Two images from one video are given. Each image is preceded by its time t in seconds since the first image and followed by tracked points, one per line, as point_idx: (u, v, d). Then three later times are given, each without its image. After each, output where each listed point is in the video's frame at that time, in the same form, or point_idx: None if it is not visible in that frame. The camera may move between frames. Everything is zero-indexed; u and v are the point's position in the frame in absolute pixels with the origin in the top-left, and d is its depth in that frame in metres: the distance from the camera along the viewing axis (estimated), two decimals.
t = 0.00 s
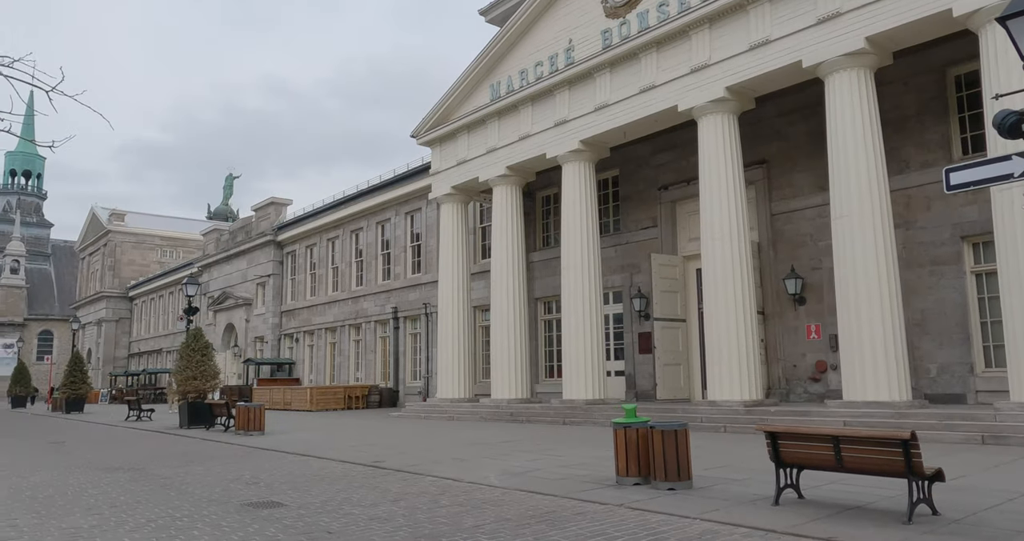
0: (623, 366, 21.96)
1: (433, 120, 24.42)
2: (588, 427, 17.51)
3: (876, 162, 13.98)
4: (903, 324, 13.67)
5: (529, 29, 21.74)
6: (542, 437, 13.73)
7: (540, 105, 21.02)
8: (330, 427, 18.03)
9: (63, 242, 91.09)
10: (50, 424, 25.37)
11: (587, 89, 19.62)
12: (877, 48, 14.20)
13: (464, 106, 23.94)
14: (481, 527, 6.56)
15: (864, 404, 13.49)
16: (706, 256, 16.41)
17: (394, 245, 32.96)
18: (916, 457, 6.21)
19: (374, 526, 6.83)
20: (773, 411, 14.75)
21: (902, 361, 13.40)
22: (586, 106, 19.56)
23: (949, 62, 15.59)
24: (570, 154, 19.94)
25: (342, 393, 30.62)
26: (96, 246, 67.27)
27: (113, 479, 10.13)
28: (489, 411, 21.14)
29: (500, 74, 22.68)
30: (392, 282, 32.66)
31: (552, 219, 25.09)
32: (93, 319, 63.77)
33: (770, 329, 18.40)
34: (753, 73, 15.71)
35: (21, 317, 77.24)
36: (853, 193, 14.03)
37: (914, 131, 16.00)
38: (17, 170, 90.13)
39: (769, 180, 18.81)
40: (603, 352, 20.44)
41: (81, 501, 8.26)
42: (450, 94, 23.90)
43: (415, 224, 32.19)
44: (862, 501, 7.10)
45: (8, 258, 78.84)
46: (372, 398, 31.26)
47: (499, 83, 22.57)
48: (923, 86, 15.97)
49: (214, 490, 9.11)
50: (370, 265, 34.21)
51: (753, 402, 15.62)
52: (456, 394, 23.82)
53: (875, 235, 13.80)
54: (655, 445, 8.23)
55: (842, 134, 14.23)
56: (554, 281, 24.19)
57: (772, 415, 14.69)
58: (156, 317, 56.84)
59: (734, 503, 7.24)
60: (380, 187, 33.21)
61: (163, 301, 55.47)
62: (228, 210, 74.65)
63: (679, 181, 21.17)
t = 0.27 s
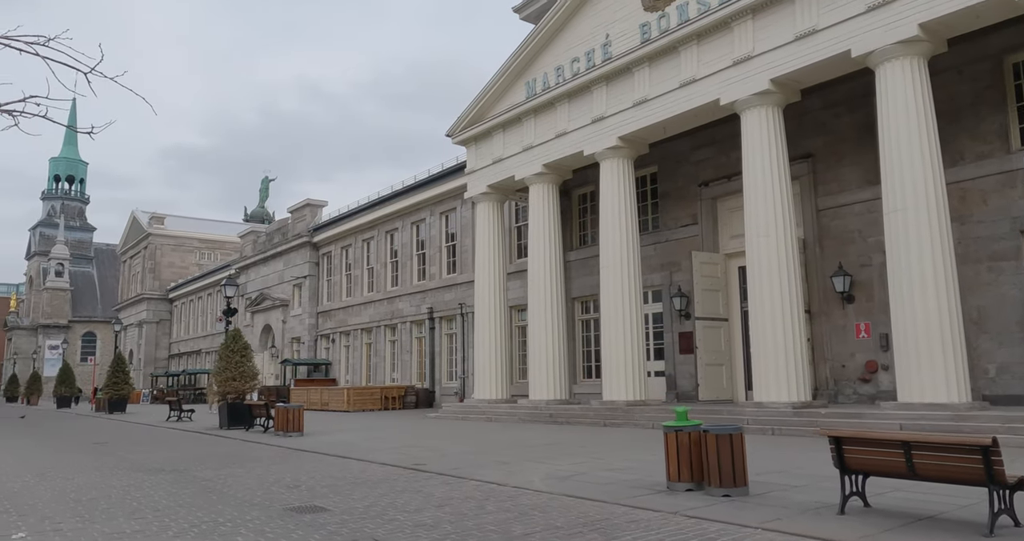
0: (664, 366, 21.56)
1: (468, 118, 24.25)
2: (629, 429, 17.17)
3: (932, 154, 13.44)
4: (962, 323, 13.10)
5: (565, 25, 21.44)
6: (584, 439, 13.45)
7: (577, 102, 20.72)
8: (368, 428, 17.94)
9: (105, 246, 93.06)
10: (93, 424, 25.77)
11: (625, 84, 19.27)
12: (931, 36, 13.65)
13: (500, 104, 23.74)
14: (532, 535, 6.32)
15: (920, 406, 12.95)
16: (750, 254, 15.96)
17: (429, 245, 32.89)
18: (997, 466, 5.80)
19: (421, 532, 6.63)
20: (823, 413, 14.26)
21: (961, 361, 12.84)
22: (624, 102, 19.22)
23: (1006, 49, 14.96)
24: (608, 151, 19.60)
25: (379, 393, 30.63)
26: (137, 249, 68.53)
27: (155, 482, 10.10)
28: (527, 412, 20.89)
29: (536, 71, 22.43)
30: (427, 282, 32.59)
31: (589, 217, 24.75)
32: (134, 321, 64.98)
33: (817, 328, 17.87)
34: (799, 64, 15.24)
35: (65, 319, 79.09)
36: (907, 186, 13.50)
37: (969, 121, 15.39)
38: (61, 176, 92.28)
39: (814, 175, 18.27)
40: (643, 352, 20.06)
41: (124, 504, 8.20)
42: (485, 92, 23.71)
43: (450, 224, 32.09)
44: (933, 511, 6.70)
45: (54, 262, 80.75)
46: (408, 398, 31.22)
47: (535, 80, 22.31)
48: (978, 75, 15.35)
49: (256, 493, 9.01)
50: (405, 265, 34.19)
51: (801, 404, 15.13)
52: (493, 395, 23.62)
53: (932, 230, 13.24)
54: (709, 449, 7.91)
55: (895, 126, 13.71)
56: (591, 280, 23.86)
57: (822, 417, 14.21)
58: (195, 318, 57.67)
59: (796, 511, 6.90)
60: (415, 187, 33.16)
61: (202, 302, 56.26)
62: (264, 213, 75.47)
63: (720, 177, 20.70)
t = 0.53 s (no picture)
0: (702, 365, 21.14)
1: (501, 115, 24.06)
2: (669, 429, 16.81)
3: (987, 143, 12.91)
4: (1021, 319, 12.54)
5: (599, 19, 21.14)
6: (625, 440, 13.16)
7: (612, 97, 20.41)
8: (404, 428, 17.81)
9: (142, 249, 94.63)
10: (132, 424, 26.05)
11: (662, 78, 18.92)
12: (985, 20, 13.13)
13: (532, 101, 23.51)
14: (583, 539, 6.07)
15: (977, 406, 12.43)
16: (794, 250, 15.51)
17: (461, 244, 32.77)
18: None
19: (467, 535, 6.42)
20: (873, 413, 13.78)
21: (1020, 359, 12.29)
22: (661, 96, 18.87)
23: None
24: (645, 147, 19.26)
25: (413, 393, 30.57)
26: (173, 251, 69.52)
27: (196, 481, 10.04)
28: (564, 412, 20.61)
29: (569, 66, 22.16)
30: (460, 281, 32.47)
31: (624, 214, 24.39)
32: (171, 322, 65.95)
33: (863, 326, 17.34)
34: (844, 53, 14.77)
35: (104, 321, 80.62)
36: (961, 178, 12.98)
37: None
38: (99, 180, 94.01)
39: (859, 168, 17.74)
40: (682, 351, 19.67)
41: (165, 505, 8.12)
42: (518, 89, 23.50)
43: (482, 223, 31.93)
44: (1009, 517, 6.32)
45: (93, 264, 82.37)
46: (442, 398, 31.12)
47: (568, 75, 22.04)
48: None
49: (296, 494, 8.89)
50: (438, 265, 34.12)
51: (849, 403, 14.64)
52: (528, 395, 23.38)
53: (988, 222, 12.71)
54: (762, 451, 7.60)
55: (949, 115, 13.19)
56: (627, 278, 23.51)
57: (872, 418, 13.73)
58: (230, 319, 58.31)
59: (859, 516, 6.56)
60: (447, 186, 33.07)
61: (237, 303, 56.87)
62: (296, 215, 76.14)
63: (759, 172, 20.22)
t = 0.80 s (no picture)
0: (738, 365, 20.70)
1: (530, 113, 23.85)
2: (706, 431, 16.42)
3: None
4: None
5: (630, 13, 20.82)
6: (662, 443, 12.84)
7: (644, 92, 20.07)
8: (436, 430, 17.64)
9: (173, 250, 95.85)
10: (165, 424, 26.22)
11: (696, 72, 18.55)
12: None
13: (562, 98, 23.26)
14: None
15: None
16: (835, 247, 15.05)
17: (490, 244, 32.57)
18: None
19: None
20: (921, 414, 13.29)
21: None
22: (695, 90, 18.51)
23: None
24: (679, 142, 18.89)
25: (442, 394, 30.44)
26: (203, 253, 70.26)
27: (229, 484, 9.92)
28: (596, 413, 20.27)
29: (600, 62, 21.87)
30: (489, 281, 32.27)
31: (656, 212, 24.01)
32: (202, 323, 66.66)
33: (907, 324, 16.82)
34: (887, 42, 14.30)
35: (137, 322, 81.80)
36: (1013, 169, 12.45)
37: None
38: (131, 183, 95.37)
39: (901, 162, 17.20)
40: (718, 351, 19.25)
41: (199, 508, 7.99)
42: (547, 85, 23.26)
43: (511, 222, 31.71)
44: None
45: (126, 267, 83.65)
46: (472, 399, 30.95)
47: (599, 71, 21.75)
48: None
49: (331, 498, 8.71)
50: (466, 265, 33.96)
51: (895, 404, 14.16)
52: (560, 396, 23.10)
53: None
54: (816, 456, 7.26)
55: (1000, 105, 12.68)
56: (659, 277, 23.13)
57: (920, 419, 13.24)
58: (260, 320, 58.75)
59: (924, 526, 6.20)
60: (475, 185, 32.90)
61: (266, 304, 57.29)
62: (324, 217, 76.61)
63: (796, 167, 19.73)
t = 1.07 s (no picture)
0: (770, 365, 20.25)
1: (555, 110, 23.59)
2: (740, 431, 16.02)
3: None
4: None
5: (658, 7, 20.48)
6: (697, 445, 12.50)
7: (673, 86, 19.72)
8: (463, 430, 17.42)
9: (200, 252, 96.79)
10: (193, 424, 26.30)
11: (726, 65, 18.17)
12: None
13: (588, 94, 22.98)
14: None
15: None
16: (874, 241, 14.56)
17: (515, 243, 32.34)
18: None
19: None
20: (967, 414, 12.80)
21: None
22: (725, 83, 18.14)
23: None
24: (709, 137, 18.51)
25: (468, 394, 30.25)
26: (230, 254, 70.80)
27: (257, 485, 9.77)
28: (625, 413, 19.92)
29: (627, 56, 21.55)
30: (514, 280, 32.02)
31: (684, 208, 23.61)
32: (228, 324, 67.19)
33: (948, 322, 16.29)
34: (927, 29, 13.84)
35: (165, 323, 82.70)
36: None
37: None
38: (159, 186, 96.45)
39: (941, 154, 16.68)
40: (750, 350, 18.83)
41: (227, 509, 7.83)
42: (573, 81, 22.98)
43: (536, 221, 31.44)
44: None
45: (154, 268, 84.61)
46: (497, 399, 30.74)
47: (626, 66, 21.44)
48: None
49: (360, 499, 8.52)
50: (491, 264, 33.75)
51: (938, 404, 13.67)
52: (587, 396, 22.77)
53: None
54: (867, 458, 6.91)
55: None
56: (688, 274, 22.74)
57: (966, 419, 12.75)
58: (286, 321, 59.03)
59: (988, 533, 5.84)
60: (499, 184, 32.70)
61: (292, 305, 57.57)
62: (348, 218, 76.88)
63: (830, 161, 19.25)
